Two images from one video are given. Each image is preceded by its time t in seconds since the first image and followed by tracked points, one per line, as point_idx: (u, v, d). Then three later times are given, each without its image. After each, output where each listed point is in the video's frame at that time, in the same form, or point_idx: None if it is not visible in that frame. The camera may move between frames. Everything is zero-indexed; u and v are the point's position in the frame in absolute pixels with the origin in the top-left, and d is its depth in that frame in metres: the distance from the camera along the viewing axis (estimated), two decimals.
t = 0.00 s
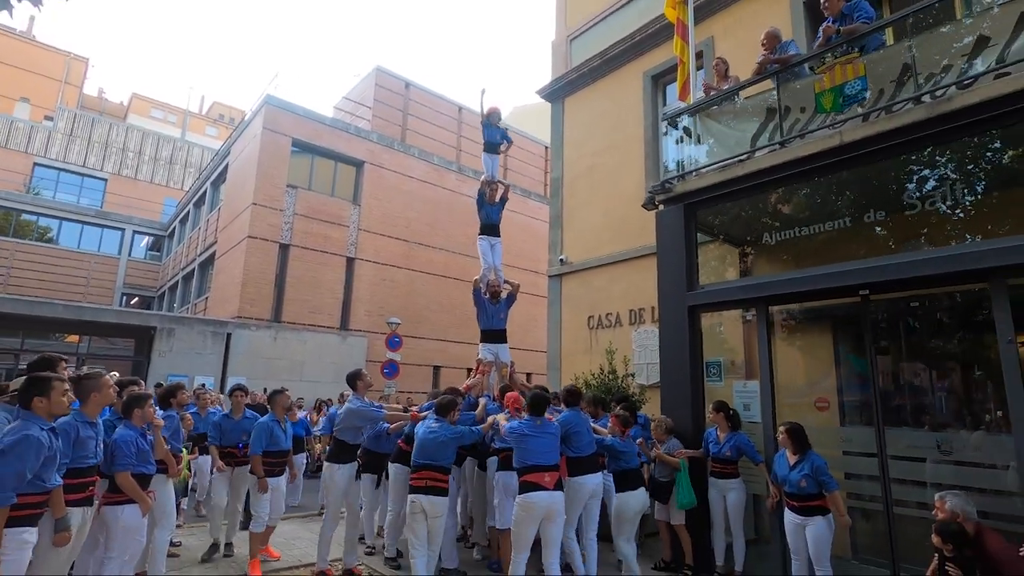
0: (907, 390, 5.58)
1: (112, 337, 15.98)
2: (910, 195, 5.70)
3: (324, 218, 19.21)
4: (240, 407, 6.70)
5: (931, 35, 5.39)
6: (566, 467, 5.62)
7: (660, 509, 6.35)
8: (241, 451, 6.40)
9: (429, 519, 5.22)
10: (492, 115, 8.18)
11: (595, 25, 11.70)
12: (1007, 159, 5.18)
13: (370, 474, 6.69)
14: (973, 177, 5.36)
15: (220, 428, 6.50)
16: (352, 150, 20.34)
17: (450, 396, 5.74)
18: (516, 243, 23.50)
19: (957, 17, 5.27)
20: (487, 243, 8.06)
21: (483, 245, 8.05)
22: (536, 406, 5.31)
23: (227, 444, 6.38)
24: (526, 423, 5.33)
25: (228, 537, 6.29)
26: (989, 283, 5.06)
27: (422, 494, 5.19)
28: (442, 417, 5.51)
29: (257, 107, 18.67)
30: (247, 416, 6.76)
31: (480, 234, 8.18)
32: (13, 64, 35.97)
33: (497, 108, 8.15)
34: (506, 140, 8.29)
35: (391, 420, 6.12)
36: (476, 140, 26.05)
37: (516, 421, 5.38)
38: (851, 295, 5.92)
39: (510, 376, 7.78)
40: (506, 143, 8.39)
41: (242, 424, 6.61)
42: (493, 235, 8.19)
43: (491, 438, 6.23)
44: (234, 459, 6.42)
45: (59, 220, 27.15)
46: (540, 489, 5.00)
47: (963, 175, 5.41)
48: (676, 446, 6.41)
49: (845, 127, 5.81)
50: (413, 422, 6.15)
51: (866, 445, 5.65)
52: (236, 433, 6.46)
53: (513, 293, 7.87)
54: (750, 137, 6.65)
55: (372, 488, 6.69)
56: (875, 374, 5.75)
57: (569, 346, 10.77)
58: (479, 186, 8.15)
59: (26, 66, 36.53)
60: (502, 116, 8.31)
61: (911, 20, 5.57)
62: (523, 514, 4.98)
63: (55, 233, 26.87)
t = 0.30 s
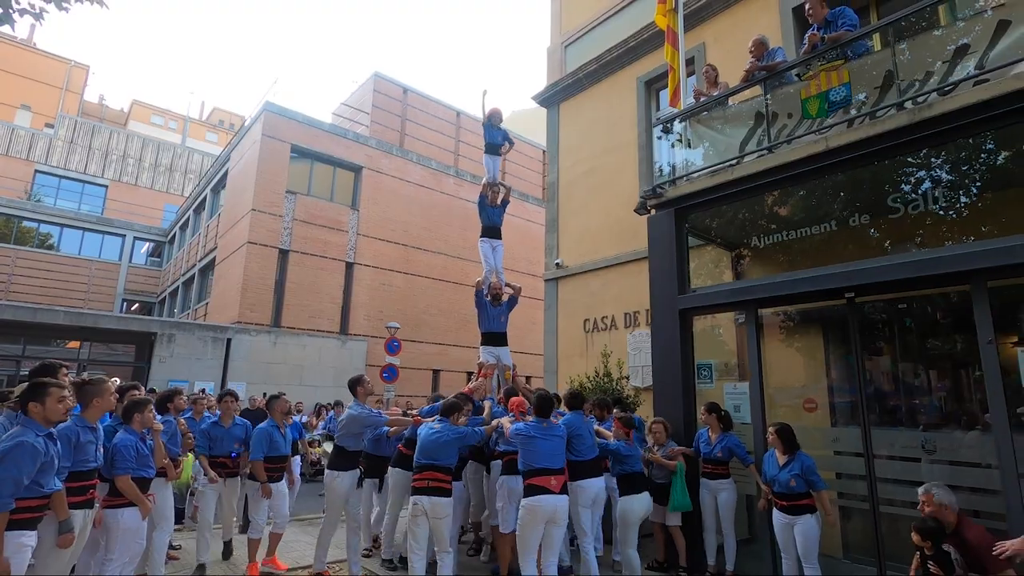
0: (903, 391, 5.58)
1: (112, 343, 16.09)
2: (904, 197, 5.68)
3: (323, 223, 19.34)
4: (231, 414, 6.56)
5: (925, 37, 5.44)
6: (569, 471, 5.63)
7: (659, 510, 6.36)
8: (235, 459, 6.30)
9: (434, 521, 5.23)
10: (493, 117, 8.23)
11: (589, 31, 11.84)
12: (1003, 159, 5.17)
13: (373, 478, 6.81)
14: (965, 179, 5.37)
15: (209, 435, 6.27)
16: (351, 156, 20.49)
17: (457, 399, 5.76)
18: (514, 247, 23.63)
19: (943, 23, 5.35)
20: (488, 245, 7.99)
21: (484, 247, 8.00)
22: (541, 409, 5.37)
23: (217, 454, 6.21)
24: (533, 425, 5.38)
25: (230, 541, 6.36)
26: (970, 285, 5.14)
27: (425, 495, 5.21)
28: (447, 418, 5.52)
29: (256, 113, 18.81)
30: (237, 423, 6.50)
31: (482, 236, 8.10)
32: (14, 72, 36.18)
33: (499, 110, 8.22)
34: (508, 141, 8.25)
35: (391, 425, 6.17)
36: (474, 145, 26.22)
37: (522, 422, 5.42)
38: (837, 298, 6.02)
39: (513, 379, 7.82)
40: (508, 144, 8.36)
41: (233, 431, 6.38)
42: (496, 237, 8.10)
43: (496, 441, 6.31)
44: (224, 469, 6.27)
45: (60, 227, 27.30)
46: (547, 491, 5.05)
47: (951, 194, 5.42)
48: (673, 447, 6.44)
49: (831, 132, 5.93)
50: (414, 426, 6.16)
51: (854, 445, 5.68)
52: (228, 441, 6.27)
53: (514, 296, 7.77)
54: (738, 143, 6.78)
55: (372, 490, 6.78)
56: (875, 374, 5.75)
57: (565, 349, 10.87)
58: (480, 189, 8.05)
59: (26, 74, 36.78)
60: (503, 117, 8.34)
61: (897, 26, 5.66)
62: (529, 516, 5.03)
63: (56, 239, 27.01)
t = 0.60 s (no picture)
0: (891, 382, 5.61)
1: (105, 334, 16.10)
2: (897, 186, 5.72)
3: (316, 215, 19.34)
4: (215, 404, 6.14)
5: (915, 32, 5.51)
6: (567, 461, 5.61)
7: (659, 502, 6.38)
8: (218, 451, 5.93)
9: (440, 514, 4.98)
10: (490, 104, 7.80)
11: (582, 23, 11.84)
12: (992, 154, 5.22)
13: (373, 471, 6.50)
14: (954, 174, 5.42)
15: (194, 425, 6.01)
16: (344, 147, 20.45)
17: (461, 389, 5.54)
18: (507, 239, 23.70)
19: (925, 21, 5.45)
20: (486, 235, 7.58)
21: (482, 237, 7.58)
22: (535, 399, 5.33)
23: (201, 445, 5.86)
24: (528, 415, 5.31)
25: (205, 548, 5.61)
26: (945, 279, 5.26)
27: (432, 488, 4.93)
28: (451, 409, 5.29)
29: (248, 104, 18.73)
30: (224, 413, 6.23)
31: (479, 224, 7.65)
32: (3, 60, 35.77)
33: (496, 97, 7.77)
34: (506, 130, 7.85)
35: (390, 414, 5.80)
36: (468, 137, 26.17)
37: (516, 413, 5.35)
38: (817, 291, 6.12)
39: (509, 369, 7.49)
40: (504, 132, 7.97)
41: (218, 421, 6.11)
42: (494, 226, 7.70)
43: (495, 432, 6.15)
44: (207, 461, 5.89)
45: (52, 217, 27.16)
46: (545, 483, 5.00)
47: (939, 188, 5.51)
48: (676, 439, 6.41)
49: (814, 128, 6.07)
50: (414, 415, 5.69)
51: (832, 434, 5.82)
52: (214, 431, 5.98)
53: (513, 286, 7.44)
54: (725, 137, 6.92)
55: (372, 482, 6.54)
56: (865, 366, 5.78)
57: (556, 340, 10.99)
58: (478, 177, 7.60)
59: (16, 62, 36.39)
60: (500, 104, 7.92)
61: (883, 22, 5.74)
62: (529, 509, 4.98)
63: (47, 229, 26.88)
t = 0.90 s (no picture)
0: (857, 384, 5.74)
1: (70, 332, 15.67)
2: (859, 195, 5.95)
3: (292, 213, 19.14)
4: (183, 408, 5.61)
5: (879, 49, 5.74)
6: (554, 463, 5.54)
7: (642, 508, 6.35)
8: (184, 460, 5.42)
9: (423, 515, 4.95)
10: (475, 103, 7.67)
11: (560, 29, 12.01)
12: (953, 165, 5.39)
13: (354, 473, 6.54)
14: (916, 185, 5.62)
15: (157, 431, 5.38)
16: (321, 145, 20.28)
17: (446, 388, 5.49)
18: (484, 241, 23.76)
19: (884, 41, 5.72)
20: (469, 234, 7.59)
21: (465, 236, 7.57)
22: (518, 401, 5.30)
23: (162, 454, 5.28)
24: (513, 416, 5.26)
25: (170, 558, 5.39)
26: (897, 288, 5.51)
27: (417, 490, 4.89)
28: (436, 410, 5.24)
29: (223, 99, 18.45)
30: (192, 418, 5.69)
31: (463, 224, 7.67)
32: None
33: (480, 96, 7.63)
34: (491, 129, 7.89)
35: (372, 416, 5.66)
36: (447, 138, 26.16)
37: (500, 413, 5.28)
38: (780, 297, 6.37)
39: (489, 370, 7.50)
40: (490, 131, 7.99)
41: (186, 428, 5.58)
42: (477, 225, 7.70)
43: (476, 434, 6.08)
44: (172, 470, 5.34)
45: (14, 211, 26.29)
46: (529, 485, 4.98)
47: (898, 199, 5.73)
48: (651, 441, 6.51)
49: (779, 140, 6.32)
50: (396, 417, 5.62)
51: (792, 434, 6.05)
52: (180, 438, 5.42)
53: (495, 286, 7.45)
54: (695, 146, 7.14)
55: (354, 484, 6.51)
56: (832, 368, 5.96)
57: (531, 342, 11.10)
58: (461, 176, 7.61)
59: None
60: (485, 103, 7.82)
61: (845, 40, 5.99)
62: (511, 512, 4.95)
63: (9, 223, 26.02)
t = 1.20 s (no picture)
0: (840, 382, 5.89)
1: (53, 331, 15.48)
2: (840, 197, 6.12)
3: (280, 212, 19.07)
4: (170, 409, 5.36)
5: (858, 57, 5.94)
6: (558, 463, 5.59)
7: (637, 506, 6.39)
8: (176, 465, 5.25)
9: (419, 518, 4.84)
10: (472, 100, 7.62)
11: (549, 32, 12.13)
12: (933, 167, 5.54)
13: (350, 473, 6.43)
14: (897, 186, 5.77)
15: (143, 436, 5.13)
16: (309, 144, 20.21)
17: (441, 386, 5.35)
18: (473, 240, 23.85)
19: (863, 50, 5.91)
20: (466, 232, 7.50)
21: (461, 235, 7.48)
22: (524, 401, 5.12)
23: (155, 458, 5.10)
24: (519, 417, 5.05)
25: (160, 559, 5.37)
26: (874, 289, 5.69)
27: (413, 492, 4.79)
28: (429, 410, 5.12)
29: (211, 97, 18.32)
30: (180, 419, 5.44)
31: (458, 222, 7.55)
32: None
33: (478, 93, 7.59)
34: (489, 128, 7.68)
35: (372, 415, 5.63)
36: (436, 137, 26.17)
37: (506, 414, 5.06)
38: (763, 298, 6.55)
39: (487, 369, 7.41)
40: (486, 130, 7.79)
41: (175, 431, 5.34)
42: (473, 224, 7.61)
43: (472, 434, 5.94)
44: (163, 477, 5.18)
45: None
46: (538, 486, 4.79)
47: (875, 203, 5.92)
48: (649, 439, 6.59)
49: (762, 144, 6.49)
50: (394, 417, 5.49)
51: (773, 431, 6.24)
52: (171, 443, 5.23)
53: (491, 285, 7.29)
54: (681, 150, 7.31)
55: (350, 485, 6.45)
56: (817, 365, 6.10)
57: (520, 341, 11.22)
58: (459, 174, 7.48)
59: None
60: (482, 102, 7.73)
61: (825, 49, 6.19)
62: (521, 514, 4.75)
63: None
